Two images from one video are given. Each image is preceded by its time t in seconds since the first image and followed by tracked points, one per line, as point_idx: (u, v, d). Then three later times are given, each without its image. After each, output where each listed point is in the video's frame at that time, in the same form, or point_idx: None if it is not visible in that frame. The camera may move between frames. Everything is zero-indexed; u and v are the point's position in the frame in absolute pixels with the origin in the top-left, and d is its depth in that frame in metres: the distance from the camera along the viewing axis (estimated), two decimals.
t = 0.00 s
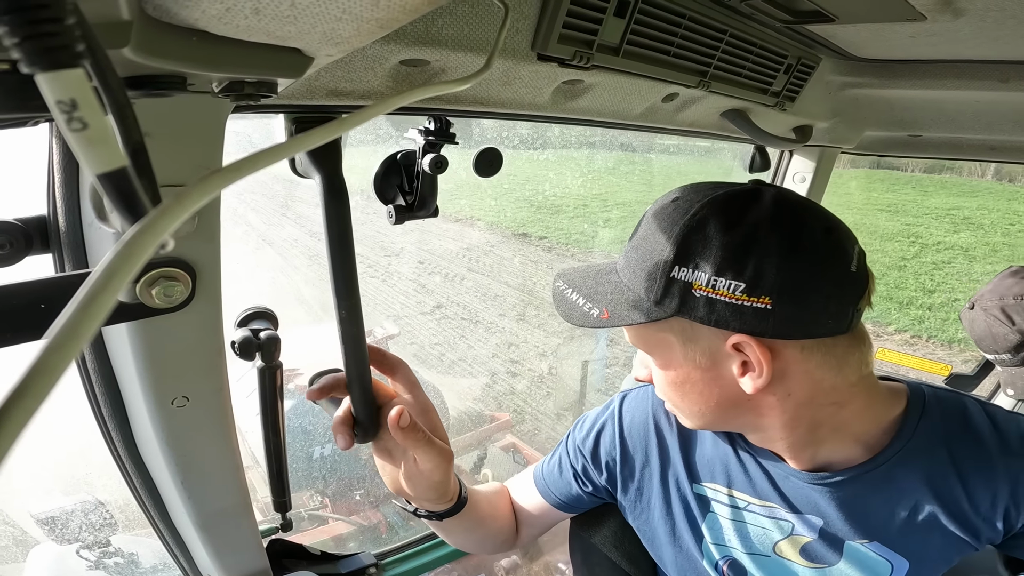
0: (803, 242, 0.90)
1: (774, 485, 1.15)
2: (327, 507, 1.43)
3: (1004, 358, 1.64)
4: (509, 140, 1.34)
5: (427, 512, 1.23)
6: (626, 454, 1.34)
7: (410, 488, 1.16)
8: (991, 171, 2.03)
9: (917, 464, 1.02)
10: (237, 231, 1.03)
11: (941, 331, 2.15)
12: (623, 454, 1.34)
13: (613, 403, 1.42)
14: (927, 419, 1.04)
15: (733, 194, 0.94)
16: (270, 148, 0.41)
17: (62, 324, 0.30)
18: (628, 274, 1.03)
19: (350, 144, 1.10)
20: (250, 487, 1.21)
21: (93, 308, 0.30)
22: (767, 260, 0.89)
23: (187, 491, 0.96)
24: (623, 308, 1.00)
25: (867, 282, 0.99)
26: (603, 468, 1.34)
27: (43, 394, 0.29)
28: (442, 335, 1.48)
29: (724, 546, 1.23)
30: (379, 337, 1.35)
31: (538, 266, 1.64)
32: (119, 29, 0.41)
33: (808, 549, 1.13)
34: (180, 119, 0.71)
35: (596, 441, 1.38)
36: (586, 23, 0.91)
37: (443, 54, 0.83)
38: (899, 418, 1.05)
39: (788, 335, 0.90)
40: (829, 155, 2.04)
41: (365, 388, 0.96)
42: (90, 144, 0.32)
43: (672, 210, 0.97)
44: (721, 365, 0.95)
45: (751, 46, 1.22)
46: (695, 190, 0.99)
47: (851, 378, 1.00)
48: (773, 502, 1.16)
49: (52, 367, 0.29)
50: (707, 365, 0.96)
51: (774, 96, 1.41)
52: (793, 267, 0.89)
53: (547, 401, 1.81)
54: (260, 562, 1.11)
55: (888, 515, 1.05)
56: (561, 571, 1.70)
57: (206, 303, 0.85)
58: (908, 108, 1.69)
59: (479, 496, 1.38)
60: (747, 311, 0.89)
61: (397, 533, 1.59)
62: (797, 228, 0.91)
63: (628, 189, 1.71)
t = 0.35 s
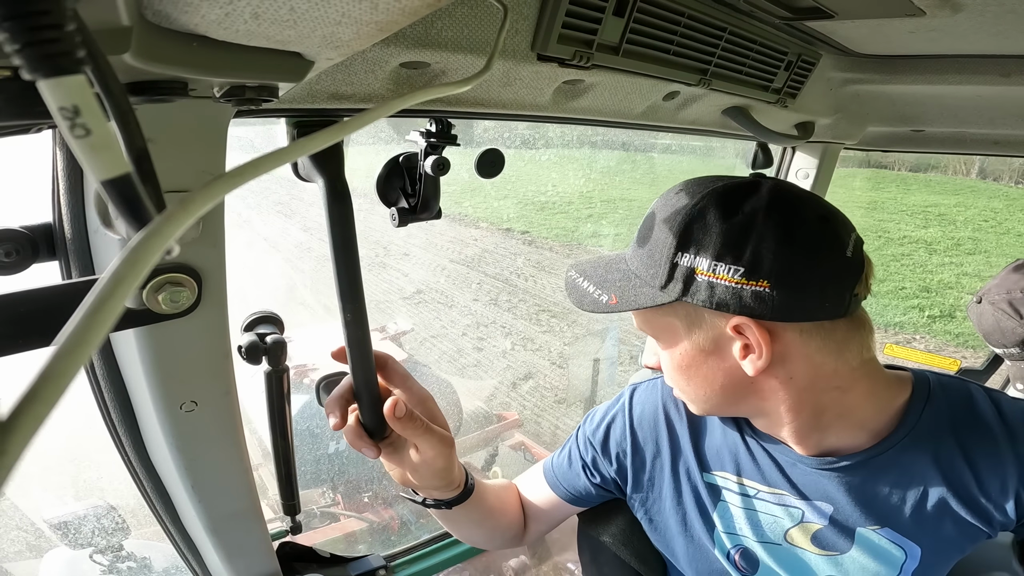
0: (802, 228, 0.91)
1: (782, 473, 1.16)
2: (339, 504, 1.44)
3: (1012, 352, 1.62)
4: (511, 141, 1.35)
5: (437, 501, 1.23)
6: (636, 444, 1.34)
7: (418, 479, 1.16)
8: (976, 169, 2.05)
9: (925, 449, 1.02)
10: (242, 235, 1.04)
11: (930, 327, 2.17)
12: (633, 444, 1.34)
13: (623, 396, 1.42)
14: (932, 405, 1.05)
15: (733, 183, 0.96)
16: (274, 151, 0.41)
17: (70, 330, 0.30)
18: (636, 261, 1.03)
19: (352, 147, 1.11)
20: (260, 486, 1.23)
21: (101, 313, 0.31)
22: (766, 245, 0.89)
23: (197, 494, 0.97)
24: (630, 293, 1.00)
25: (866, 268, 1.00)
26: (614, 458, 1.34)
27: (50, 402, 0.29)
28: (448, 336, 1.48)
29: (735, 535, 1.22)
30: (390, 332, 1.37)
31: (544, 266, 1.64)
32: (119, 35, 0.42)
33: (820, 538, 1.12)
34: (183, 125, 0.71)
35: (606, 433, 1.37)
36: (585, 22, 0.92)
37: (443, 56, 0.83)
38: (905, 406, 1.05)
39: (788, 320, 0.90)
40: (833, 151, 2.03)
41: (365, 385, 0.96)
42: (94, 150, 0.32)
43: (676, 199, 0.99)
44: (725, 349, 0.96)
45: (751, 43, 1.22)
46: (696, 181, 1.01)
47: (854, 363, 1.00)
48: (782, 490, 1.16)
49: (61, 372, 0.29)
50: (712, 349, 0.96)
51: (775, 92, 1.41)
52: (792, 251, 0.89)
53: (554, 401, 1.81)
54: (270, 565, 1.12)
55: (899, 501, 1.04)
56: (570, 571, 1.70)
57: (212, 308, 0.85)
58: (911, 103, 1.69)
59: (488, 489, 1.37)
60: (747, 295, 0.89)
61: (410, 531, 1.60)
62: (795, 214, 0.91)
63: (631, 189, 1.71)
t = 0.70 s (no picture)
0: (800, 218, 0.90)
1: (778, 468, 1.15)
2: (354, 498, 1.45)
3: None
4: (514, 137, 1.34)
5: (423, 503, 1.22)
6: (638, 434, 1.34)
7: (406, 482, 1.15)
8: (960, 168, 2.06)
9: (922, 443, 1.01)
10: (248, 235, 1.04)
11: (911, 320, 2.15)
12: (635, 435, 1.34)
13: (626, 389, 1.42)
14: (933, 398, 1.03)
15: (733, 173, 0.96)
16: (278, 150, 0.41)
17: (83, 330, 0.30)
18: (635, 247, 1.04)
19: (355, 145, 1.11)
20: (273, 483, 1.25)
21: (113, 313, 0.31)
22: (762, 235, 0.89)
23: (210, 493, 0.98)
24: (626, 280, 1.01)
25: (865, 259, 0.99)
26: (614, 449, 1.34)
27: (65, 401, 0.29)
28: (455, 333, 1.48)
29: (729, 530, 1.22)
30: (408, 328, 1.40)
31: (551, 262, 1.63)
32: (120, 37, 0.42)
33: (813, 534, 1.12)
34: (187, 126, 0.72)
35: (608, 425, 1.37)
36: (585, 16, 0.91)
37: (444, 52, 0.83)
38: (906, 399, 1.04)
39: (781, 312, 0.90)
40: (838, 141, 2.02)
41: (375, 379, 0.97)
42: (98, 152, 0.33)
43: (675, 188, 0.99)
44: (717, 337, 0.97)
45: (753, 34, 1.21)
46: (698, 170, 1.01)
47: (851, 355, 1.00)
48: (777, 484, 1.16)
49: (74, 374, 0.30)
50: (703, 338, 0.98)
51: (778, 84, 1.40)
52: (788, 242, 0.89)
53: (563, 397, 1.81)
54: (283, 562, 1.13)
55: (894, 498, 1.03)
56: (581, 565, 1.71)
57: (220, 308, 0.86)
58: (917, 93, 1.67)
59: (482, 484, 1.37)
60: (740, 285, 0.90)
61: (423, 526, 1.61)
62: (794, 203, 0.91)
63: (636, 183, 1.71)
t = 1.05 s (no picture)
0: (757, 241, 0.82)
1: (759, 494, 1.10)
2: (356, 499, 1.45)
3: None
4: (517, 137, 1.35)
5: None
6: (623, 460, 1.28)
7: None
8: (945, 168, 2.05)
9: (911, 465, 0.97)
10: (251, 235, 1.05)
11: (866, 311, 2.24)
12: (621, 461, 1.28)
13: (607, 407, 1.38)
14: (919, 415, 1.00)
15: (679, 192, 0.87)
16: (281, 150, 0.41)
17: (85, 331, 0.30)
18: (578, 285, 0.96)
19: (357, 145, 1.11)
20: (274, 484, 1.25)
21: (115, 313, 0.31)
22: (717, 266, 0.81)
23: (213, 493, 0.98)
24: (575, 325, 0.94)
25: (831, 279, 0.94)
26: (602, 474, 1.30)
27: (69, 401, 0.29)
28: (458, 333, 1.49)
29: (714, 553, 1.19)
30: (411, 329, 1.40)
31: (552, 262, 1.63)
32: (123, 37, 0.42)
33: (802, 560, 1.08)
34: (191, 126, 0.72)
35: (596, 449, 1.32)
36: (588, 16, 0.91)
37: (446, 52, 0.83)
38: (889, 419, 1.00)
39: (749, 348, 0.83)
40: (842, 141, 2.01)
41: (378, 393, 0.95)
42: (102, 151, 0.33)
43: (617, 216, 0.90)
44: (681, 377, 0.90)
45: (755, 34, 1.21)
46: (640, 190, 0.92)
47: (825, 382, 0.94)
48: (759, 510, 1.11)
49: (77, 374, 0.29)
50: (668, 380, 0.91)
51: (781, 84, 1.40)
52: (745, 270, 0.81)
53: (565, 397, 1.81)
54: (285, 562, 1.13)
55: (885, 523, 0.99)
56: (582, 565, 1.71)
57: (223, 307, 0.86)
58: (921, 93, 1.66)
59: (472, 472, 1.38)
60: (699, 324, 0.83)
61: (426, 525, 1.60)
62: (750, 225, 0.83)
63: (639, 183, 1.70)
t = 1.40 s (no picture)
0: (698, 274, 0.79)
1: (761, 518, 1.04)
2: (357, 499, 1.47)
3: None
4: (518, 133, 1.34)
5: None
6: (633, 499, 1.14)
7: None
8: (930, 167, 2.09)
9: (915, 470, 0.97)
10: (250, 230, 1.04)
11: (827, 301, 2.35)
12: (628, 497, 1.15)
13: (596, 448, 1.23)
14: (913, 421, 1.00)
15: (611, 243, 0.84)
16: (282, 145, 0.41)
17: (85, 325, 0.30)
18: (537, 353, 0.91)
19: (357, 141, 1.11)
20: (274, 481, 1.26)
21: (115, 308, 0.31)
22: (661, 310, 0.77)
23: (212, 488, 0.99)
24: (541, 400, 0.89)
25: (779, 296, 0.92)
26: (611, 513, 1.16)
27: (69, 395, 0.29)
28: (459, 329, 1.49)
29: None
30: (411, 333, 1.40)
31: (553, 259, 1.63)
32: (123, 31, 0.42)
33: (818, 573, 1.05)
34: (191, 120, 0.72)
35: (604, 494, 1.18)
36: (590, 12, 0.91)
37: (448, 48, 0.83)
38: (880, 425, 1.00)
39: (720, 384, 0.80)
40: (843, 139, 2.01)
41: (378, 389, 0.95)
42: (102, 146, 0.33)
43: (552, 280, 0.87)
44: (662, 426, 0.85)
45: (758, 32, 1.21)
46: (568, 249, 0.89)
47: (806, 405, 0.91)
48: (766, 534, 1.05)
49: (78, 367, 0.29)
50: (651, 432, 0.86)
51: (784, 81, 1.39)
52: (690, 309, 0.77)
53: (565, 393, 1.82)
54: (283, 556, 1.14)
55: (900, 530, 0.98)
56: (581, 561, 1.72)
57: (224, 302, 0.86)
58: (923, 92, 1.66)
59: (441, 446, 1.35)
60: (663, 373, 0.79)
61: (424, 521, 1.61)
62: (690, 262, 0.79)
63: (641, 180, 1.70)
